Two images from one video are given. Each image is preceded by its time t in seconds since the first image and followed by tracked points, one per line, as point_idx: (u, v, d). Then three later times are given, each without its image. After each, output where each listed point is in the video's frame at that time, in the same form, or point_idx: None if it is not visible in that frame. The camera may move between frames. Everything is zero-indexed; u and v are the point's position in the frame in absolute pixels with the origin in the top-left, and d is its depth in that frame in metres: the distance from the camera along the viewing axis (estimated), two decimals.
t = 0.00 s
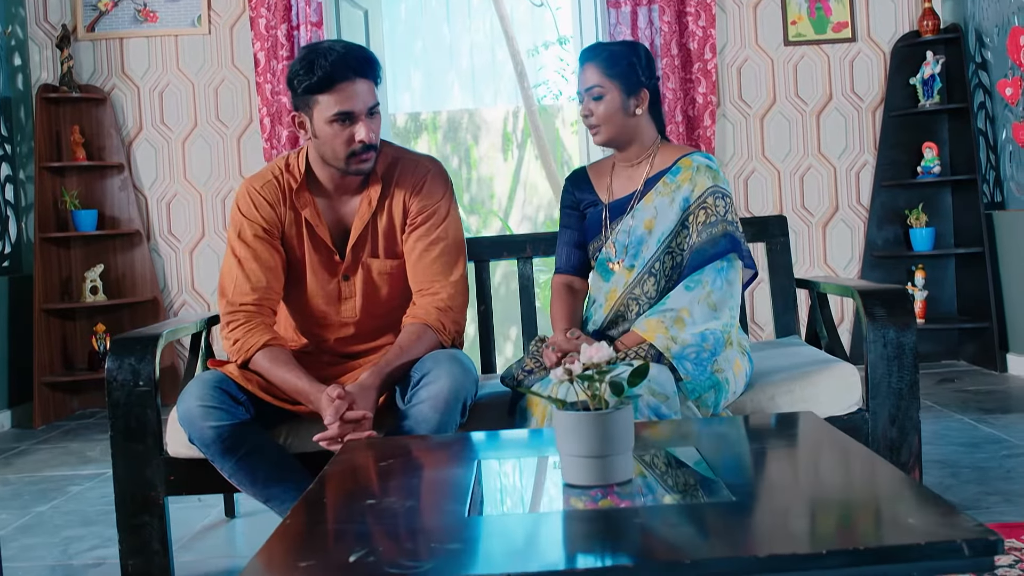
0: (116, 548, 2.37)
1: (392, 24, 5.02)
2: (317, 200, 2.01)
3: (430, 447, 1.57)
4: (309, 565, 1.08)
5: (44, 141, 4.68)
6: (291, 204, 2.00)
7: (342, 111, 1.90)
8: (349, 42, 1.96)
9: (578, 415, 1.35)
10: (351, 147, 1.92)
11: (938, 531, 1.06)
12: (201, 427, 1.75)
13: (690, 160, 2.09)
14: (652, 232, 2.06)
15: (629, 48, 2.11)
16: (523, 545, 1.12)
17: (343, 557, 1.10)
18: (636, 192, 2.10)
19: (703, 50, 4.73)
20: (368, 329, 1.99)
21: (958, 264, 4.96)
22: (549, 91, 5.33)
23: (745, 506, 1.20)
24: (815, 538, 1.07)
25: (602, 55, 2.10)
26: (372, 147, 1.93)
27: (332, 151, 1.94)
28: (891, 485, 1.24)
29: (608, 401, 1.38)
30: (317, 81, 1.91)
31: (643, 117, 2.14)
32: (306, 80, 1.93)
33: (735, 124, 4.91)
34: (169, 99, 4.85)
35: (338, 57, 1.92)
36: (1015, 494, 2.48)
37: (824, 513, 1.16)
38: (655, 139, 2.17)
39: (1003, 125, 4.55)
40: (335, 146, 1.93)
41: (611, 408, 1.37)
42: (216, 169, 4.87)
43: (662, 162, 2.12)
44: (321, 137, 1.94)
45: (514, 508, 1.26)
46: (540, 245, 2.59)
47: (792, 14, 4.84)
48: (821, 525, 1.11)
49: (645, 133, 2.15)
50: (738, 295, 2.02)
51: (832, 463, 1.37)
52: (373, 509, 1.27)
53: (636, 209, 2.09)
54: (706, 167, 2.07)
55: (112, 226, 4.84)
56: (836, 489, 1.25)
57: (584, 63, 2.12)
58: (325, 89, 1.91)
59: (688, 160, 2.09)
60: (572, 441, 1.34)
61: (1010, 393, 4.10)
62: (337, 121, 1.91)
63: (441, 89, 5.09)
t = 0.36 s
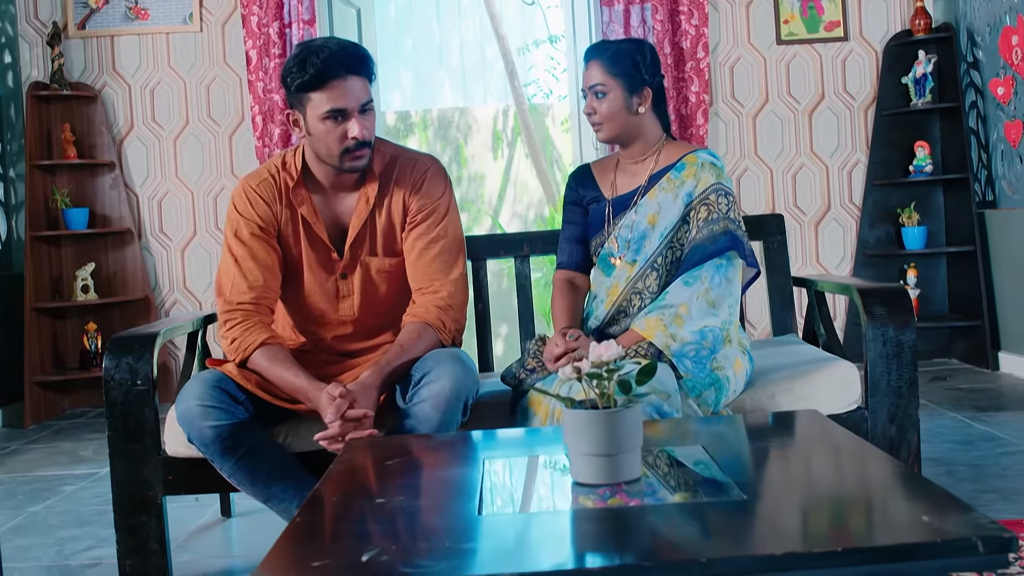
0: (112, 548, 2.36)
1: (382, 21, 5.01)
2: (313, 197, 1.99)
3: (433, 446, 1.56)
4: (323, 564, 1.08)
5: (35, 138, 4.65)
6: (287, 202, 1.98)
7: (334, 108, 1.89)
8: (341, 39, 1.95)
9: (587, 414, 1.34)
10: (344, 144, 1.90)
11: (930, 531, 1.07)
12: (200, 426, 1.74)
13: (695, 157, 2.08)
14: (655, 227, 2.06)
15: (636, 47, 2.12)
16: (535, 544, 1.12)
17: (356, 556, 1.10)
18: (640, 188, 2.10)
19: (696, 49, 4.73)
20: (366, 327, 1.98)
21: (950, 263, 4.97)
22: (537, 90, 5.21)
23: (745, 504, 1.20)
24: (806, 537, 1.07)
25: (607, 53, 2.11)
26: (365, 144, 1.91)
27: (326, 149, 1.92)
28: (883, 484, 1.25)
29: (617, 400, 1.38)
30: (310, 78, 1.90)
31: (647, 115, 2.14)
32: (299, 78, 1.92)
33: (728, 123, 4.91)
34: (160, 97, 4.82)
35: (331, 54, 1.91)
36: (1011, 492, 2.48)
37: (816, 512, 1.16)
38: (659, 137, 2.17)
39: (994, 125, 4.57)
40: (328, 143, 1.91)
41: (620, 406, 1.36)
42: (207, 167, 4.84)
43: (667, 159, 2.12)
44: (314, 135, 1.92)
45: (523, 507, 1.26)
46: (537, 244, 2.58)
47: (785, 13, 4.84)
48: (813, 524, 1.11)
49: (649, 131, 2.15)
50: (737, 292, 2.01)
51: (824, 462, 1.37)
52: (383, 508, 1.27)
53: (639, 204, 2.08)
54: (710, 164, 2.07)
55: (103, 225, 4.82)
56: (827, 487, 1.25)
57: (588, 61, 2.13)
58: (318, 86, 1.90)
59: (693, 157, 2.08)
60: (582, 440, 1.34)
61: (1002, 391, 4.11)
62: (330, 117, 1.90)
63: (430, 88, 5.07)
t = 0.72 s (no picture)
0: (116, 549, 2.35)
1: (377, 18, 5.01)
2: (316, 196, 1.97)
3: (442, 445, 1.56)
4: (344, 565, 1.07)
5: (31, 137, 4.62)
6: (291, 201, 1.96)
7: (333, 105, 1.86)
8: (340, 36, 1.91)
9: (604, 414, 1.33)
10: (342, 142, 1.88)
11: (928, 532, 1.07)
12: (206, 427, 1.74)
13: (702, 158, 2.08)
14: (663, 228, 2.05)
15: (642, 47, 2.12)
16: (556, 544, 1.11)
17: (377, 557, 1.09)
18: (648, 190, 2.09)
19: (695, 49, 4.73)
20: (372, 327, 1.97)
21: (948, 262, 4.98)
22: (532, 89, 5.12)
23: (756, 504, 1.20)
24: (805, 538, 1.07)
25: (615, 54, 2.11)
26: (364, 142, 1.88)
27: (326, 147, 1.90)
28: (881, 484, 1.25)
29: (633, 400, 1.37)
30: (308, 76, 1.87)
31: (654, 116, 2.14)
32: (298, 77, 1.89)
33: (726, 123, 4.91)
34: (157, 97, 4.81)
35: (329, 52, 1.87)
36: (1015, 491, 2.49)
37: (814, 512, 1.16)
38: (667, 138, 2.17)
39: (992, 125, 4.58)
40: (327, 142, 1.89)
41: (638, 406, 1.35)
42: (205, 167, 4.83)
43: (674, 160, 2.12)
44: (314, 133, 1.90)
45: (543, 507, 1.25)
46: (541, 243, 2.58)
47: (783, 13, 4.84)
48: (811, 524, 1.11)
49: (656, 132, 2.15)
50: (747, 292, 2.00)
51: (822, 462, 1.37)
52: (402, 509, 1.26)
53: (647, 206, 2.07)
54: (717, 164, 2.07)
55: (100, 225, 4.80)
56: (826, 487, 1.25)
57: (598, 62, 2.13)
58: (316, 84, 1.87)
59: (700, 158, 2.08)
60: (599, 438, 1.32)
61: (1001, 390, 4.12)
62: (329, 115, 1.87)
63: (425, 87, 5.03)
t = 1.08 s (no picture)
0: (123, 549, 2.34)
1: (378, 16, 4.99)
2: (326, 196, 1.97)
3: (454, 444, 1.56)
4: (372, 565, 1.07)
5: (32, 136, 4.61)
6: (301, 200, 1.96)
7: (337, 102, 1.84)
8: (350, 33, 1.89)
9: (626, 413, 1.32)
10: (343, 140, 1.85)
11: (930, 534, 1.07)
12: (217, 426, 1.73)
13: (712, 159, 2.08)
14: (674, 230, 2.04)
15: (651, 47, 2.11)
16: (582, 543, 1.11)
17: (405, 557, 1.09)
18: (658, 192, 2.09)
19: (696, 48, 4.73)
20: (382, 326, 1.97)
21: (950, 261, 4.98)
22: (531, 88, 5.11)
23: (767, 503, 1.20)
24: (806, 538, 1.07)
25: (625, 54, 2.10)
26: (365, 141, 1.85)
27: (328, 144, 1.87)
28: (883, 485, 1.25)
29: (654, 400, 1.36)
30: (315, 71, 1.85)
31: (662, 117, 2.13)
32: (305, 72, 1.86)
33: (727, 122, 4.91)
34: (158, 95, 4.80)
35: (337, 50, 1.85)
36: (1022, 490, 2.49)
37: (815, 512, 1.16)
38: (675, 138, 2.16)
39: (994, 125, 4.59)
40: (329, 138, 1.86)
41: (659, 405, 1.35)
42: (206, 165, 4.82)
43: (683, 160, 2.11)
44: (318, 128, 1.87)
45: (564, 507, 1.25)
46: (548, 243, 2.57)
47: (784, 13, 4.84)
48: (812, 525, 1.11)
49: (664, 131, 2.14)
50: (759, 293, 2.01)
51: (828, 462, 1.37)
52: (424, 509, 1.26)
53: (657, 207, 2.07)
54: (727, 165, 2.06)
55: (101, 224, 4.79)
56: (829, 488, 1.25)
57: (606, 61, 2.13)
58: (323, 79, 1.85)
59: (709, 159, 2.08)
60: (620, 437, 1.32)
61: (1003, 389, 4.12)
62: (332, 111, 1.84)
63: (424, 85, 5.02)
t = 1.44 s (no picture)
0: (128, 549, 2.33)
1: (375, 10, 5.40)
2: (334, 196, 1.96)
3: (463, 443, 1.55)
4: (397, 565, 1.06)
5: (31, 135, 4.60)
6: (309, 200, 1.95)
7: (345, 101, 1.83)
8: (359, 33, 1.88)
9: (643, 413, 1.32)
10: (351, 140, 1.84)
11: (929, 535, 1.07)
12: (226, 426, 1.72)
13: (718, 159, 2.07)
14: (681, 232, 2.05)
15: (656, 47, 2.11)
16: (604, 541, 1.11)
17: (430, 556, 1.09)
18: (664, 192, 2.09)
19: (695, 48, 4.74)
20: (390, 326, 1.97)
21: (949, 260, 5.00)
22: (527, 88, 5.58)
23: (774, 502, 1.20)
24: (805, 538, 1.07)
25: (630, 53, 2.10)
26: (373, 141, 1.84)
27: (337, 144, 1.86)
28: (883, 485, 1.25)
29: (672, 399, 1.36)
30: (324, 71, 1.84)
31: (666, 117, 2.13)
32: (314, 72, 1.86)
33: (725, 121, 4.91)
34: (156, 95, 4.79)
35: (346, 50, 1.85)
36: None
37: (813, 512, 1.16)
38: (680, 139, 2.16)
39: (992, 125, 4.61)
40: (337, 138, 1.85)
41: (676, 405, 1.35)
42: (204, 164, 4.82)
43: (689, 161, 2.11)
44: (327, 128, 1.87)
45: (582, 506, 1.25)
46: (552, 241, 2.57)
47: (783, 13, 4.84)
48: (811, 525, 1.12)
49: (669, 132, 2.14)
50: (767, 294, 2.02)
51: (836, 462, 1.37)
52: (442, 508, 1.26)
53: (664, 209, 2.07)
54: (733, 166, 2.06)
55: (98, 224, 4.77)
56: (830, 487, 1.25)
57: (611, 60, 2.13)
58: (331, 78, 1.84)
59: (716, 160, 2.08)
60: (640, 437, 1.32)
61: (1002, 388, 4.13)
62: (340, 110, 1.84)
63: (417, 87, 5.55)
